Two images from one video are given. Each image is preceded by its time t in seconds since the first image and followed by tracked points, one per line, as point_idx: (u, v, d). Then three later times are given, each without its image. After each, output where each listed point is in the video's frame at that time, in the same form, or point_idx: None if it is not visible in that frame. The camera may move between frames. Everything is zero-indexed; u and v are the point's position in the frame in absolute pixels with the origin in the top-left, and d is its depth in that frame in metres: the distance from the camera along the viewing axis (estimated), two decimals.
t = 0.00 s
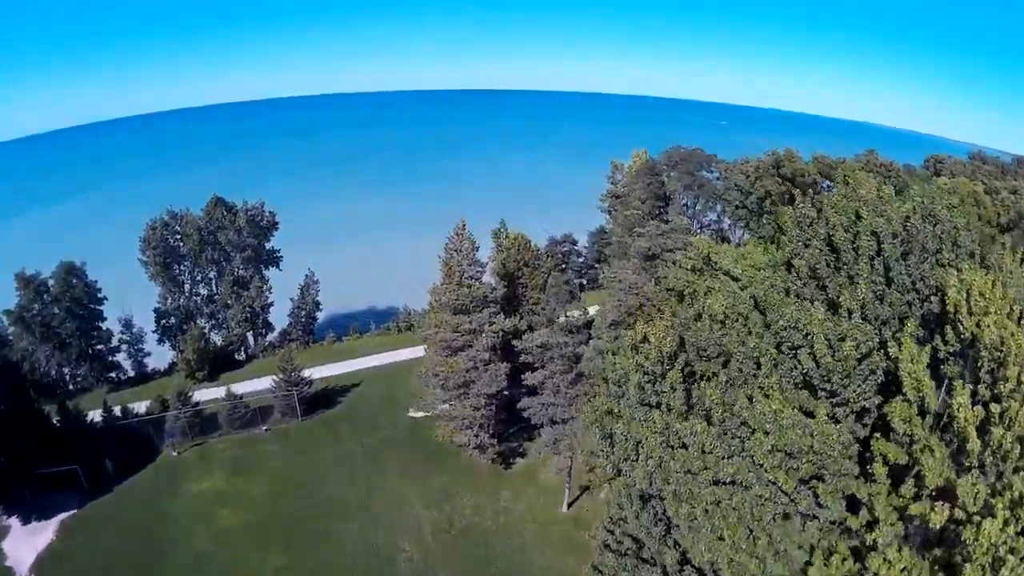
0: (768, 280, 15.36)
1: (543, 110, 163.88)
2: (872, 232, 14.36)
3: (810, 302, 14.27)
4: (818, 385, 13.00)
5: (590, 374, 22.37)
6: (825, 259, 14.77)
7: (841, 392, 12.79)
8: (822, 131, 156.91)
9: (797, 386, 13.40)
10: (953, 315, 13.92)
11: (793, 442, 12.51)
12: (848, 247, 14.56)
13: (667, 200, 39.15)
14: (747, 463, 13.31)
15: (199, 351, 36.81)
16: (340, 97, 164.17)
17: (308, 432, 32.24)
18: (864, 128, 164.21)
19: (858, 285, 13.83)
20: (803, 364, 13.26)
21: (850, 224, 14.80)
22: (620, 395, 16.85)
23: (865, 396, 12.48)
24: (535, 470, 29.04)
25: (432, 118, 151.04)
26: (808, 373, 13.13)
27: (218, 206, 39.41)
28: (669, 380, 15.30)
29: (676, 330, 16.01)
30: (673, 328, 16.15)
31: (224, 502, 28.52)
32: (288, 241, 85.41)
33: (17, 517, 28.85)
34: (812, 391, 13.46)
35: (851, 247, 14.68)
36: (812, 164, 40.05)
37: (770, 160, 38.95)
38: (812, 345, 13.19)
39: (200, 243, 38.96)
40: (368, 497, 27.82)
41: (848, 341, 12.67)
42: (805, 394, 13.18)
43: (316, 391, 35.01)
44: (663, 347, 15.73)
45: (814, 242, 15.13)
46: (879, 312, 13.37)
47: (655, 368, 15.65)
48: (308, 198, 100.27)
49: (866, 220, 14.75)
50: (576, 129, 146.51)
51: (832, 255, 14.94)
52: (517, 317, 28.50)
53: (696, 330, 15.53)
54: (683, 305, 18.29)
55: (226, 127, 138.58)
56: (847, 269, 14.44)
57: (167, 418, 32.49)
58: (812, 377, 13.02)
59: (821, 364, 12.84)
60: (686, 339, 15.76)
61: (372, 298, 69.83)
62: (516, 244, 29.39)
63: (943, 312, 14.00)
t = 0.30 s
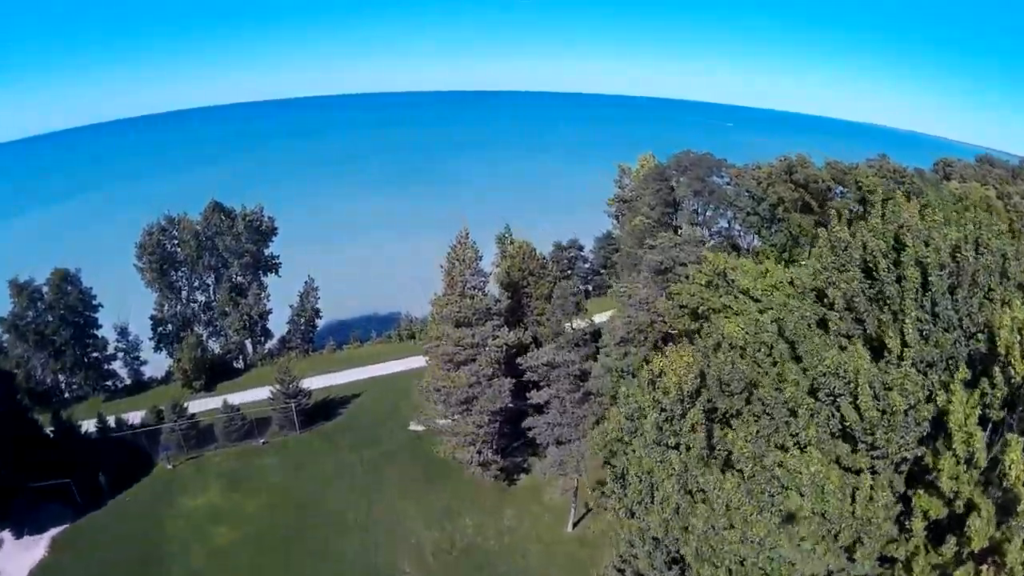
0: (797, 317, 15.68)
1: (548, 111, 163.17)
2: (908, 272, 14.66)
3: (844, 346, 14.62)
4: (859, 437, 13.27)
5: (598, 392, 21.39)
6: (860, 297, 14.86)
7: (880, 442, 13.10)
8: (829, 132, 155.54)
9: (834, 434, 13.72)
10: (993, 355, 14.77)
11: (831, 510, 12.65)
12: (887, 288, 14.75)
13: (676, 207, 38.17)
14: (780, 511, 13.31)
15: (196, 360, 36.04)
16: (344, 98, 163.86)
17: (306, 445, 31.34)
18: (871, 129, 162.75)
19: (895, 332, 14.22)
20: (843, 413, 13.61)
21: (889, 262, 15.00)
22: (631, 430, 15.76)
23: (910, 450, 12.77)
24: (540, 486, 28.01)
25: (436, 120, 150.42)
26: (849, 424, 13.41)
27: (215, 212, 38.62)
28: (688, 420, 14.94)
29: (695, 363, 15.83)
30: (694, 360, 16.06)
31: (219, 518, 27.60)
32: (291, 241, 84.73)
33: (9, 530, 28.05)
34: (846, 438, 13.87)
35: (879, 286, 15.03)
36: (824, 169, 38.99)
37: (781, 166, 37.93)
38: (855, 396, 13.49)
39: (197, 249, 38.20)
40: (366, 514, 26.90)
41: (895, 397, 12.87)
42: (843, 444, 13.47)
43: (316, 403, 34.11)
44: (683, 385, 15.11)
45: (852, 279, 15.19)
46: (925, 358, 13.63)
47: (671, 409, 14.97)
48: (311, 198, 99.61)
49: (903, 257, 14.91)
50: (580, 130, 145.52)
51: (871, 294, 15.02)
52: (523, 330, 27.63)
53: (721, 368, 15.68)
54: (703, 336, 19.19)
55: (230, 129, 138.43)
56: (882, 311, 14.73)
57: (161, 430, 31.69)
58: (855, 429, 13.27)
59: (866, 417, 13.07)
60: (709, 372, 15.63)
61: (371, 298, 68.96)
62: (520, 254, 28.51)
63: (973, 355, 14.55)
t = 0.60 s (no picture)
0: (831, 352, 14.95)
1: (550, 111, 162.24)
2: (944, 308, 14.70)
3: (887, 393, 13.98)
4: (905, 497, 12.90)
5: (605, 411, 20.46)
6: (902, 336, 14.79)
7: (926, 501, 12.78)
8: (833, 133, 154.76)
9: (874, 490, 13.26)
10: None
11: None
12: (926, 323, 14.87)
13: (684, 212, 37.20)
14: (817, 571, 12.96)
15: (192, 369, 35.19)
16: (346, 98, 162.98)
17: (303, 458, 30.48)
18: (876, 131, 161.93)
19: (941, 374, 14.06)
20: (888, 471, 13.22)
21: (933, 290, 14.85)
22: (646, 469, 15.57)
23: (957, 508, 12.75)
24: (544, 503, 27.07)
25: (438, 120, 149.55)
26: (895, 483, 13.02)
27: (211, 216, 37.70)
28: (710, 465, 14.53)
29: (717, 402, 15.30)
30: (715, 397, 15.49)
31: (212, 535, 26.72)
32: (294, 241, 84.07)
33: None
34: (886, 493, 13.53)
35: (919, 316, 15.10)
36: (836, 176, 38.16)
37: (791, 172, 36.98)
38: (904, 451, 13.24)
39: (194, 255, 37.32)
40: (365, 532, 26.01)
41: (950, 457, 12.76)
42: (884, 500, 13.07)
43: (313, 414, 33.27)
44: (706, 429, 14.86)
45: (894, 314, 15.13)
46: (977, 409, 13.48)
47: (692, 454, 14.75)
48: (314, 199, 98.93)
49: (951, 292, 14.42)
50: (583, 130, 144.72)
51: (914, 331, 14.88)
52: (526, 344, 26.80)
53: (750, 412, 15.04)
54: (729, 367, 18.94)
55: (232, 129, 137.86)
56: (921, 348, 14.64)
57: (155, 443, 30.85)
58: (902, 490, 12.88)
59: (918, 478, 12.73)
60: (733, 412, 15.26)
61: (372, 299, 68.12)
62: (524, 262, 27.53)
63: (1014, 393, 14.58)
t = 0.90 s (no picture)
0: (869, 392, 13.92)
1: (550, 112, 161.40)
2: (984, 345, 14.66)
3: (933, 442, 13.40)
4: (954, 564, 12.12)
5: (610, 430, 19.56)
6: (948, 378, 14.19)
7: (978, 568, 12.25)
8: (834, 134, 154.21)
9: (919, 555, 12.28)
10: None
11: None
12: (966, 359, 14.74)
13: (689, 218, 36.25)
14: None
15: (184, 379, 34.28)
16: (345, 98, 162.04)
17: (297, 473, 29.53)
18: (877, 132, 161.42)
19: (992, 424, 13.87)
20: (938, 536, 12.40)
21: (977, 326, 14.62)
22: (660, 511, 14.66)
23: (1003, 570, 12.65)
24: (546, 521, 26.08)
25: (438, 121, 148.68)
26: (945, 551, 12.20)
27: (204, 221, 36.72)
28: (731, 514, 13.47)
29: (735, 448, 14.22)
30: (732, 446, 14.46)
31: (202, 554, 25.76)
32: (294, 241, 83.22)
33: None
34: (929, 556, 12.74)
35: (959, 353, 14.89)
36: (845, 182, 38.14)
37: (798, 177, 36.10)
38: (953, 515, 12.73)
39: (186, 261, 36.39)
40: (360, 552, 25.03)
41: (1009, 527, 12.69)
42: (932, 565, 12.17)
43: (308, 426, 32.38)
44: (727, 476, 13.94)
45: (942, 356, 14.47)
46: None
47: (711, 500, 13.68)
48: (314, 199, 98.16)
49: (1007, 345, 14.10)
50: (583, 131, 144.03)
51: (959, 371, 14.37)
52: (528, 357, 25.88)
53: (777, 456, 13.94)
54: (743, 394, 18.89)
55: (231, 129, 137.06)
56: (966, 390, 14.21)
57: (145, 456, 29.91)
58: (951, 558, 12.11)
59: (973, 548, 12.15)
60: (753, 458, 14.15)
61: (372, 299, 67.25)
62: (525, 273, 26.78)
63: None
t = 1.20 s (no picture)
0: (909, 437, 12.90)
1: (551, 113, 160.52)
2: None
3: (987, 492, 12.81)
4: None
5: (614, 451, 18.67)
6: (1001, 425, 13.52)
7: None
8: (836, 135, 153.22)
9: None
10: None
11: None
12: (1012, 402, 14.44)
13: (694, 224, 35.37)
14: None
15: (175, 388, 33.43)
16: (345, 99, 161.22)
17: (291, 487, 28.69)
18: (880, 133, 160.48)
19: None
20: None
21: None
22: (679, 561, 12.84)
23: None
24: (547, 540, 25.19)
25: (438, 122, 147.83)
26: None
27: (197, 226, 35.88)
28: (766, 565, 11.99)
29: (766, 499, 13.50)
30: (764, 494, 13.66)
31: (191, 572, 24.86)
32: (294, 240, 82.34)
33: None
34: None
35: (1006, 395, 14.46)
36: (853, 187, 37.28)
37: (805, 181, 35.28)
38: None
39: (178, 267, 35.53)
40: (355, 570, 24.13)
41: None
42: None
43: (301, 438, 31.47)
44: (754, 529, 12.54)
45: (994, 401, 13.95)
46: None
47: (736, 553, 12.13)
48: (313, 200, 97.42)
49: None
50: (583, 133, 143.08)
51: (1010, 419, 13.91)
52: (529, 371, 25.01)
53: (808, 505, 12.95)
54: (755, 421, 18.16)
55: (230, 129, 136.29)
56: (1018, 437, 13.66)
57: (134, 468, 29.03)
58: None
59: None
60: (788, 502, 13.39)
61: (373, 299, 66.51)
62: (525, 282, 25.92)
63: None
